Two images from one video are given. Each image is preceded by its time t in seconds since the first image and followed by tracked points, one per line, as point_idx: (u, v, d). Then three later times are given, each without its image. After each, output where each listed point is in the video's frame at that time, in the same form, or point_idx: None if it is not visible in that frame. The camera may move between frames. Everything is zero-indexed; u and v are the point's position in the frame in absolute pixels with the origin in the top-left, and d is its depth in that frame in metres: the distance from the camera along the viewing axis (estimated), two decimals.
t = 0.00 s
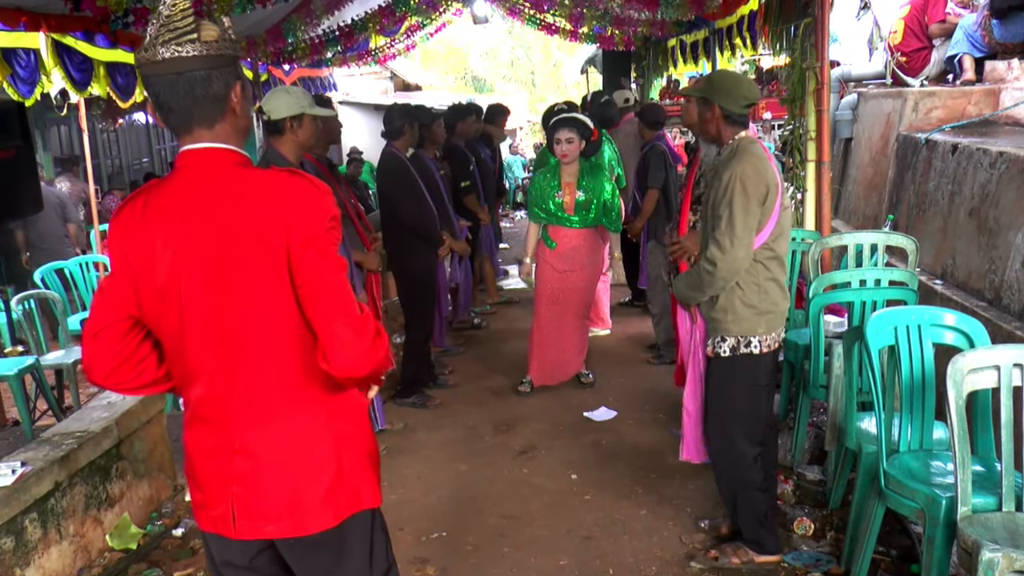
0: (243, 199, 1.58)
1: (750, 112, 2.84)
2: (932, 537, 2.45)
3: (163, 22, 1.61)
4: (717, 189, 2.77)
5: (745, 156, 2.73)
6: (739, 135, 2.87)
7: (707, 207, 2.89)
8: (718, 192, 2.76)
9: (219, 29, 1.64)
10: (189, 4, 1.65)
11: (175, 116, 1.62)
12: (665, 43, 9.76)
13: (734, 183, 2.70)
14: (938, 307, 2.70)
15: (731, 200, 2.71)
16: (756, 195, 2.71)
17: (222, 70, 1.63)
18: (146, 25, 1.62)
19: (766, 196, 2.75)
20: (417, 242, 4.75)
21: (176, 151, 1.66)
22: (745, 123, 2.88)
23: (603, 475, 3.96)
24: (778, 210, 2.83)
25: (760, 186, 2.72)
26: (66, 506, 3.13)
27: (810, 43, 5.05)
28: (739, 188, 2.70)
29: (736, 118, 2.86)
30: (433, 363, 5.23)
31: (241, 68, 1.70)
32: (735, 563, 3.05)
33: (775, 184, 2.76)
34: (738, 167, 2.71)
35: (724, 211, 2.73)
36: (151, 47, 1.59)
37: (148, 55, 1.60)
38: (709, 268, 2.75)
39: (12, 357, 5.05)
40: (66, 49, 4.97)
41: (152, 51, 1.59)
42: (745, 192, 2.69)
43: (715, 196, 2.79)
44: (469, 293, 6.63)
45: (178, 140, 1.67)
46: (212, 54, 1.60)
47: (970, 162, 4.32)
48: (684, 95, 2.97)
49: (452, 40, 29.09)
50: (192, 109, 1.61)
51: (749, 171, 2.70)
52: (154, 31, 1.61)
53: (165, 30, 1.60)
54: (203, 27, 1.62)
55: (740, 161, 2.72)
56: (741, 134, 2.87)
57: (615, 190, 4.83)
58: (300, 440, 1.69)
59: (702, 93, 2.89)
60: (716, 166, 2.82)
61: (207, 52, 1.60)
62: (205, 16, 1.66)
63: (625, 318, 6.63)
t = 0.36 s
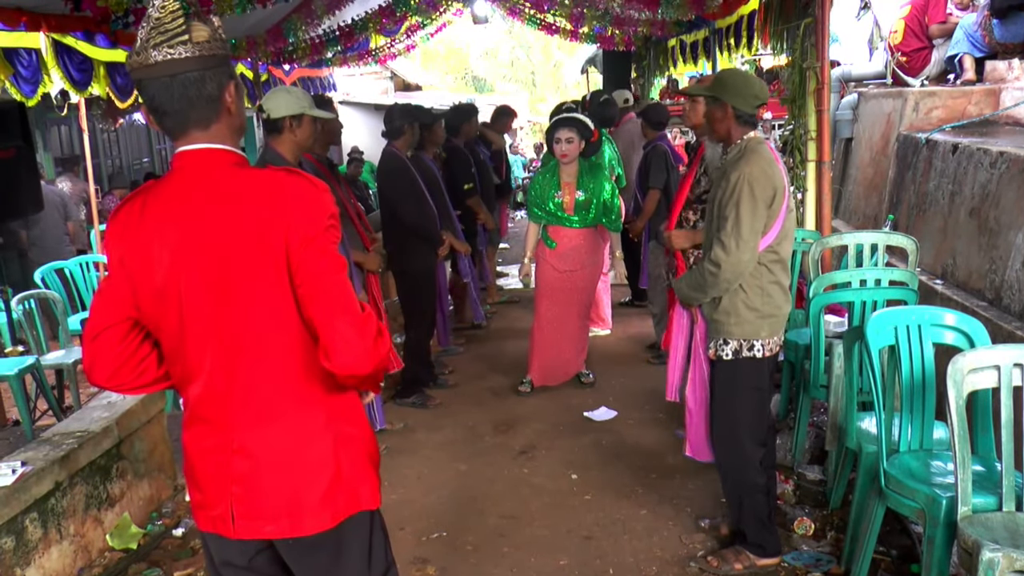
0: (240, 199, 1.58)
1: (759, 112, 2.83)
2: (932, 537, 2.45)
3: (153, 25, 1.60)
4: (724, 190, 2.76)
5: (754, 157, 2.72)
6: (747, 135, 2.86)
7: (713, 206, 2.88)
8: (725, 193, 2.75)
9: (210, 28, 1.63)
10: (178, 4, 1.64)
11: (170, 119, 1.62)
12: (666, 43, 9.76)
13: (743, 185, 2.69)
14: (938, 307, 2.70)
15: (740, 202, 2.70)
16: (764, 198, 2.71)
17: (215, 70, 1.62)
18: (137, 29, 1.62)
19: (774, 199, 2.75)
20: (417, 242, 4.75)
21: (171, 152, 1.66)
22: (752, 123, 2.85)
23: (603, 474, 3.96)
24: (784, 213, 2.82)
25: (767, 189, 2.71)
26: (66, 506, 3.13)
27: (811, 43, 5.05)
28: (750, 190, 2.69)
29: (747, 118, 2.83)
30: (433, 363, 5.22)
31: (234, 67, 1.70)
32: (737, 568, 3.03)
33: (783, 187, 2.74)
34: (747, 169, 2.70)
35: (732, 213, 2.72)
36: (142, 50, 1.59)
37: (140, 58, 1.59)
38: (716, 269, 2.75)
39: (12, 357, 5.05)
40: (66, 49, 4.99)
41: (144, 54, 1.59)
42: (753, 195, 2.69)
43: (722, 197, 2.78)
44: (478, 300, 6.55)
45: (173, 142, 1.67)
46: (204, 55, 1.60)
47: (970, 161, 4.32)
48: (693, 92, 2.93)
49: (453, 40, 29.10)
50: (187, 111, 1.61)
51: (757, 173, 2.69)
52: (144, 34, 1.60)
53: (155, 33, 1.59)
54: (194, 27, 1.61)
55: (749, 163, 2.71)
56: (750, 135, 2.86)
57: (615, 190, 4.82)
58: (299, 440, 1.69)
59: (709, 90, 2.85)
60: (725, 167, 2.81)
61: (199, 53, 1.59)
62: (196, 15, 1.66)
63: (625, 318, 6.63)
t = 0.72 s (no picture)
0: (235, 200, 1.58)
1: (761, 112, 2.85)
2: (931, 537, 2.45)
3: (146, 26, 1.61)
4: (728, 192, 2.75)
5: (759, 160, 2.72)
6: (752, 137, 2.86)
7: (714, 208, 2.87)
8: (729, 196, 2.74)
9: (203, 29, 1.63)
10: (171, 5, 1.64)
11: (164, 121, 1.62)
12: (665, 42, 9.76)
13: (747, 188, 2.68)
14: (938, 307, 2.70)
15: (742, 205, 2.69)
16: (767, 203, 2.70)
17: (208, 71, 1.62)
18: (130, 30, 1.62)
19: (776, 205, 2.74)
20: (416, 241, 4.75)
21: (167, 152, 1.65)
22: (759, 122, 2.87)
23: (603, 474, 3.96)
24: (785, 219, 2.82)
25: (771, 194, 2.70)
26: (67, 506, 3.13)
27: (811, 43, 5.04)
28: (754, 194, 2.68)
29: (757, 117, 2.86)
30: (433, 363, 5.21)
31: (229, 67, 1.69)
32: (737, 569, 3.03)
33: (786, 193, 2.75)
34: (753, 172, 2.69)
35: (733, 216, 2.71)
36: (135, 52, 1.60)
37: (134, 60, 1.60)
38: (715, 272, 2.74)
39: (12, 357, 5.04)
40: (66, 48, 5.02)
41: (137, 56, 1.59)
42: (757, 199, 2.68)
43: (725, 199, 2.77)
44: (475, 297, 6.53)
45: (168, 143, 1.67)
46: (197, 56, 1.60)
47: (970, 161, 4.32)
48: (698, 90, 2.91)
49: (453, 40, 29.10)
50: (180, 113, 1.61)
51: (762, 177, 2.68)
52: (137, 36, 1.61)
53: (148, 35, 1.60)
54: (186, 28, 1.61)
55: (755, 166, 2.70)
56: (755, 137, 2.85)
57: (613, 190, 4.82)
58: (294, 443, 1.69)
59: (716, 88, 2.84)
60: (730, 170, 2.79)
61: (191, 54, 1.59)
62: (189, 16, 1.65)
63: (625, 318, 6.63)
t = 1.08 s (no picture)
0: (230, 201, 1.57)
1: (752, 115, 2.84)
2: (932, 537, 2.45)
3: (137, 27, 1.60)
4: (723, 198, 2.75)
5: (755, 164, 2.71)
6: (747, 141, 2.86)
7: (710, 213, 2.87)
8: (724, 202, 2.74)
9: (194, 29, 1.62)
10: (161, 6, 1.63)
11: (157, 123, 1.62)
12: (666, 43, 9.76)
13: (742, 195, 2.68)
14: (939, 307, 2.70)
15: (738, 212, 2.68)
16: (764, 209, 2.70)
17: (200, 71, 1.62)
18: (121, 32, 1.62)
19: (772, 210, 2.73)
20: (416, 240, 4.74)
21: (163, 154, 1.65)
22: (754, 124, 2.87)
23: (603, 474, 3.96)
24: (784, 224, 2.81)
25: (768, 199, 2.70)
26: (67, 505, 3.13)
27: (812, 43, 5.04)
28: (748, 202, 2.67)
29: (751, 118, 2.85)
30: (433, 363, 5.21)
31: (221, 66, 1.68)
32: (737, 569, 3.02)
33: (783, 198, 2.74)
34: (748, 178, 2.68)
35: (729, 223, 2.70)
36: (126, 53, 1.59)
37: (125, 62, 1.60)
38: (711, 281, 2.74)
39: (12, 356, 5.04)
40: (67, 48, 4.99)
41: (128, 57, 1.59)
42: (752, 205, 2.67)
43: (720, 206, 2.77)
44: (473, 297, 6.52)
45: (162, 143, 1.67)
46: (188, 56, 1.59)
47: (971, 161, 4.32)
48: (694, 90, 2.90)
49: (453, 40, 29.11)
50: (173, 113, 1.61)
51: (758, 182, 2.68)
52: (129, 37, 1.61)
53: (139, 36, 1.59)
54: (177, 28, 1.60)
55: (750, 171, 2.70)
56: (751, 141, 2.85)
57: (612, 190, 4.82)
58: (290, 445, 1.69)
59: (707, 91, 2.85)
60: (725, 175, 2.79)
61: (182, 55, 1.59)
62: (181, 16, 1.65)
63: (626, 318, 6.63)
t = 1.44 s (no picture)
0: (231, 202, 1.57)
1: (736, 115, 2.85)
2: (934, 537, 2.44)
3: (135, 28, 1.60)
4: (722, 201, 2.75)
5: (752, 165, 2.72)
6: (739, 141, 2.86)
7: (710, 216, 2.86)
8: (724, 204, 2.74)
9: (192, 29, 1.62)
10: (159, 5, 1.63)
11: (157, 123, 1.62)
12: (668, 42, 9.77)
13: (742, 197, 2.68)
14: (941, 307, 2.70)
15: (740, 213, 2.68)
16: (765, 208, 2.70)
17: (199, 71, 1.61)
18: (120, 33, 1.62)
19: (773, 209, 2.73)
20: (417, 240, 4.74)
21: (164, 155, 1.65)
22: (745, 123, 2.87)
23: (605, 474, 3.96)
24: (786, 221, 2.82)
25: (768, 198, 2.70)
26: (68, 505, 3.13)
27: (814, 43, 5.04)
28: (748, 203, 2.67)
29: (739, 117, 2.85)
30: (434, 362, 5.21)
31: (221, 67, 1.68)
32: (739, 570, 3.02)
33: (782, 195, 2.74)
34: (746, 178, 2.68)
35: (732, 225, 2.70)
36: (124, 54, 1.59)
37: (124, 62, 1.60)
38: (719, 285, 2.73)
39: (14, 356, 5.05)
40: (69, 48, 4.99)
41: (127, 58, 1.59)
42: (754, 205, 2.67)
43: (721, 210, 2.77)
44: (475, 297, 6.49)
45: (161, 144, 1.67)
46: (186, 56, 1.59)
47: (973, 161, 4.31)
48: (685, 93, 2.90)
49: (455, 40, 29.10)
50: (172, 114, 1.61)
51: (756, 181, 2.68)
52: (127, 38, 1.61)
53: (137, 36, 1.59)
54: (175, 29, 1.60)
55: (748, 171, 2.70)
56: (742, 140, 2.86)
57: (613, 189, 4.84)
58: (291, 447, 1.69)
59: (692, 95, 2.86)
60: (723, 177, 2.79)
61: (181, 55, 1.59)
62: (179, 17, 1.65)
63: (627, 317, 6.63)
